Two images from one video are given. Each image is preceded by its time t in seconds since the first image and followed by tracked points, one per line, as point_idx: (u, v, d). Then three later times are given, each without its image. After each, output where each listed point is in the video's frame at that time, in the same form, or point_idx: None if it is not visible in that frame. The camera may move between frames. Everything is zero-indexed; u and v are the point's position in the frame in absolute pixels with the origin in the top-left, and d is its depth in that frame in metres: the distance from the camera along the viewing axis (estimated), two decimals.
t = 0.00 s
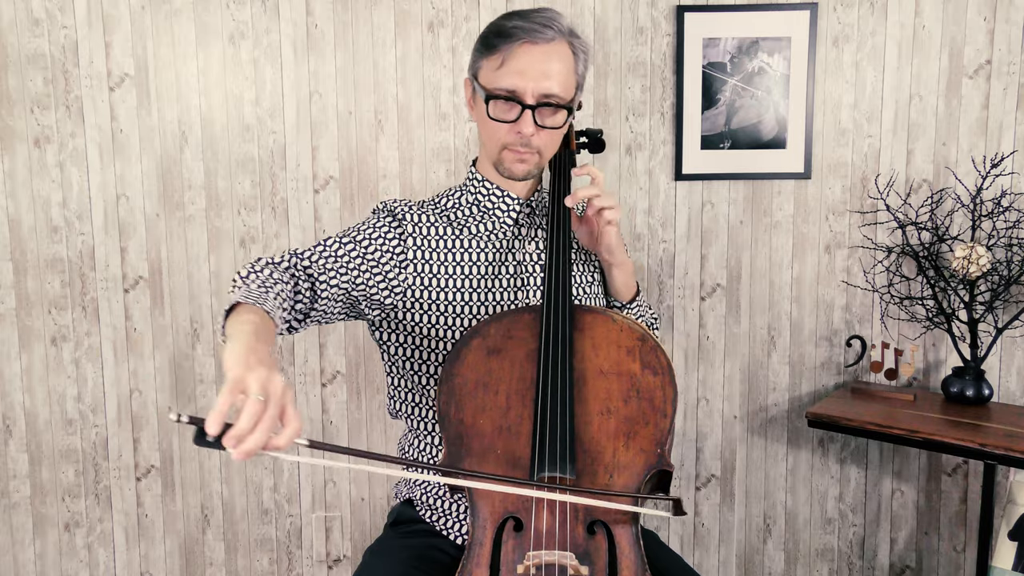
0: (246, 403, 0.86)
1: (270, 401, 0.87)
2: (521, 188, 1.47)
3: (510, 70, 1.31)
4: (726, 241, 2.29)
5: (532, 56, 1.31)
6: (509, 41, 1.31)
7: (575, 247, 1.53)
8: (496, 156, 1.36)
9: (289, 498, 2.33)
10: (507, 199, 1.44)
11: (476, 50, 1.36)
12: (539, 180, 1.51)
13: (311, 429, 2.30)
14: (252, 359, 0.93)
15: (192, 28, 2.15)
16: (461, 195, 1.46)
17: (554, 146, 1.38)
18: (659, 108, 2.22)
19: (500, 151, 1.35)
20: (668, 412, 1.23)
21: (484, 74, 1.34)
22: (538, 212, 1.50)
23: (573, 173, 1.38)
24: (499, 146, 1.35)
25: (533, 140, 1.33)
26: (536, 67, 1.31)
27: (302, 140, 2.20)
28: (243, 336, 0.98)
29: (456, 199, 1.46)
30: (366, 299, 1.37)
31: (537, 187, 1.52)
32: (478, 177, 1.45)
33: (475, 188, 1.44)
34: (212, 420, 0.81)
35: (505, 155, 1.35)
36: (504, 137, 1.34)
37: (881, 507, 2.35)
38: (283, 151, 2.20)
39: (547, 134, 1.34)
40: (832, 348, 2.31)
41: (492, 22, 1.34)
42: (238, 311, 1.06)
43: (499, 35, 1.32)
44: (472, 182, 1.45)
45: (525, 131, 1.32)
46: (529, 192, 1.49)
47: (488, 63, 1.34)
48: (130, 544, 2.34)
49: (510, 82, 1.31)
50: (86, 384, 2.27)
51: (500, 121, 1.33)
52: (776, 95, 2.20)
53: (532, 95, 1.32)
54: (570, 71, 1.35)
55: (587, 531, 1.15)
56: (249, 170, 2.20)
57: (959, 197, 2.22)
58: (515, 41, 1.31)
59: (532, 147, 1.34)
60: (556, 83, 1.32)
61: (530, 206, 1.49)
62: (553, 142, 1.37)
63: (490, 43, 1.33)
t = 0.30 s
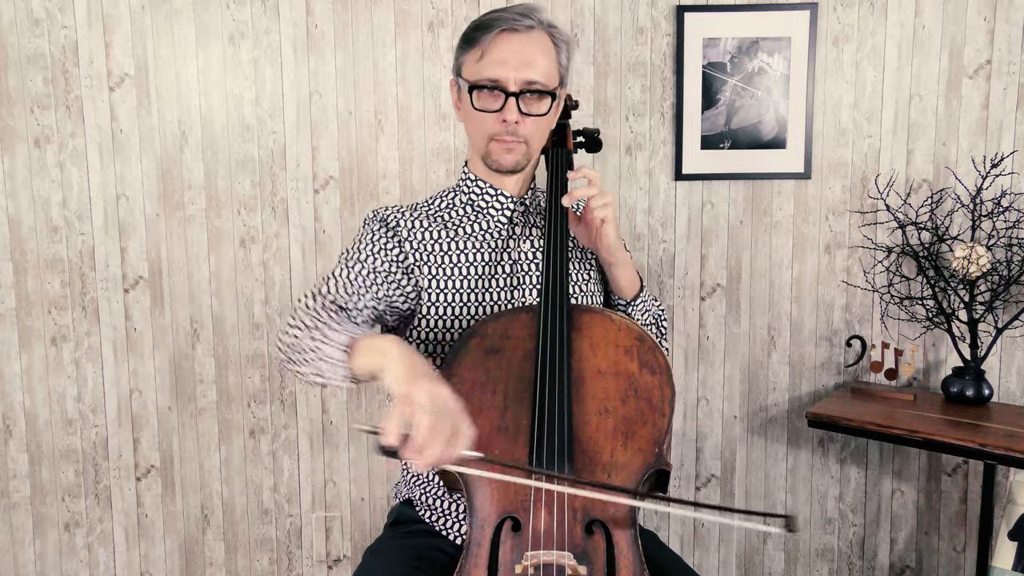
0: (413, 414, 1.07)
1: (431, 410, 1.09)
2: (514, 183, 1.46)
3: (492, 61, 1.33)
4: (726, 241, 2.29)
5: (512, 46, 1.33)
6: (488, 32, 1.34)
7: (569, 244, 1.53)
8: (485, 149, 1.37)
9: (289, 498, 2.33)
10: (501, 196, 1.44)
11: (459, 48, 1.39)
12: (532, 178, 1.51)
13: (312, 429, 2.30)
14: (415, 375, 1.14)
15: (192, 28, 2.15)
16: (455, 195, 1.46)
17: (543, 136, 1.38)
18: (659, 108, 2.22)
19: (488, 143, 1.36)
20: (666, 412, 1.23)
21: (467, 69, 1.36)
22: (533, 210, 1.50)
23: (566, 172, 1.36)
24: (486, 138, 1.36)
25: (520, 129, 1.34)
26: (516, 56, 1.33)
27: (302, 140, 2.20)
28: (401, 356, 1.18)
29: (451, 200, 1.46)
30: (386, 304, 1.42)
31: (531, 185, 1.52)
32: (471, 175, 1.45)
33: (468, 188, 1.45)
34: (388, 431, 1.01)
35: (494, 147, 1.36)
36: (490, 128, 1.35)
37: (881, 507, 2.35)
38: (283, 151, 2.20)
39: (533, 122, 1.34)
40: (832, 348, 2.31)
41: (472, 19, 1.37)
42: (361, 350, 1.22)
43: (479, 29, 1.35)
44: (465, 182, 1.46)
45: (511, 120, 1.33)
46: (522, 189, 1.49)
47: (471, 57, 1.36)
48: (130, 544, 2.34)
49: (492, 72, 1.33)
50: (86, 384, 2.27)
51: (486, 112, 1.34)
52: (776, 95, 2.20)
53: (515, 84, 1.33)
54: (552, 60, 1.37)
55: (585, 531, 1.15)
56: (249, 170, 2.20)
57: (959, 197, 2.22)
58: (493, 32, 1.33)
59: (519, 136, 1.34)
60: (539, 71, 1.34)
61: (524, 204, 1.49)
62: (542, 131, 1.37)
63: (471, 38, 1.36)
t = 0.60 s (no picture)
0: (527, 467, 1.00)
1: (546, 460, 1.01)
2: (515, 185, 1.47)
3: (499, 66, 1.32)
4: (726, 241, 2.29)
5: (520, 51, 1.32)
6: (496, 37, 1.32)
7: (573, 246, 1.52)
8: (489, 154, 1.37)
9: (289, 498, 2.33)
10: (502, 198, 1.45)
11: (465, 49, 1.37)
12: (533, 178, 1.52)
13: (312, 429, 2.30)
14: (519, 417, 1.05)
15: (192, 28, 2.15)
16: (456, 195, 1.46)
17: (546, 142, 1.39)
18: (659, 108, 2.22)
19: (492, 148, 1.36)
20: (667, 411, 1.23)
21: (473, 71, 1.35)
22: (535, 211, 1.51)
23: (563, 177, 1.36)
24: (491, 143, 1.36)
25: (525, 136, 1.34)
26: (524, 62, 1.32)
27: (302, 140, 2.20)
28: (498, 390, 1.08)
29: (451, 200, 1.46)
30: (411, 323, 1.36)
31: (532, 186, 1.53)
32: (473, 176, 1.46)
33: (470, 189, 1.45)
34: (503, 485, 1.00)
35: (498, 152, 1.36)
36: (495, 134, 1.35)
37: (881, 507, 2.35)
38: (283, 151, 2.20)
39: (538, 129, 1.35)
40: (832, 348, 2.31)
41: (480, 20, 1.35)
42: (449, 395, 1.13)
43: (486, 32, 1.33)
44: (466, 182, 1.46)
45: (516, 127, 1.33)
46: (523, 190, 1.50)
47: (477, 60, 1.34)
48: (130, 544, 2.34)
49: (498, 78, 1.32)
50: (86, 384, 2.27)
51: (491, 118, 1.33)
52: (776, 95, 2.20)
53: (521, 91, 1.33)
54: (559, 66, 1.36)
55: (586, 531, 1.15)
56: (249, 170, 2.20)
57: (959, 197, 2.22)
58: (501, 37, 1.32)
59: (524, 143, 1.35)
60: (545, 77, 1.33)
61: (525, 205, 1.50)
62: (545, 137, 1.37)
63: (477, 40, 1.34)
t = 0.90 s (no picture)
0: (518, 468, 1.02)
1: (537, 462, 1.03)
2: (519, 186, 1.47)
3: (504, 65, 1.32)
4: (726, 242, 2.29)
5: (526, 50, 1.32)
6: (501, 36, 1.32)
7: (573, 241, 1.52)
8: (492, 153, 1.37)
9: (289, 498, 2.33)
10: (505, 199, 1.45)
11: (471, 49, 1.37)
12: (537, 180, 1.51)
13: (312, 429, 2.30)
14: (511, 419, 1.07)
15: (192, 28, 2.15)
16: (459, 196, 1.46)
17: (551, 142, 1.38)
18: (659, 108, 2.22)
19: (496, 147, 1.36)
20: (667, 411, 1.23)
21: (478, 71, 1.35)
22: (537, 212, 1.50)
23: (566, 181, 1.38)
24: (495, 142, 1.35)
25: (529, 135, 1.34)
26: (529, 62, 1.32)
27: (302, 140, 2.20)
28: (487, 390, 1.10)
29: (454, 200, 1.46)
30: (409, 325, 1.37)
31: (535, 187, 1.52)
32: (477, 177, 1.45)
33: (473, 189, 1.45)
34: (495, 486, 1.01)
35: (501, 151, 1.36)
36: (499, 133, 1.34)
37: (881, 507, 2.35)
38: (283, 151, 2.20)
39: (542, 129, 1.34)
40: (832, 348, 2.31)
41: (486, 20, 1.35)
42: (440, 394, 1.14)
43: (493, 32, 1.33)
44: (470, 182, 1.46)
45: (521, 126, 1.33)
46: (527, 191, 1.49)
47: (482, 59, 1.35)
48: (130, 544, 2.34)
49: (503, 77, 1.32)
50: (86, 384, 2.27)
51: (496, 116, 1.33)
52: (776, 95, 2.20)
53: (526, 90, 1.32)
54: (565, 67, 1.36)
55: (586, 531, 1.15)
56: (249, 170, 2.20)
57: (959, 197, 2.22)
58: (507, 36, 1.32)
59: (528, 142, 1.34)
60: (550, 77, 1.33)
61: (528, 206, 1.49)
62: (550, 137, 1.37)
63: (483, 40, 1.34)
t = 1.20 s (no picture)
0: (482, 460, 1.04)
1: (499, 454, 1.04)
2: (516, 182, 1.46)
3: (491, 56, 1.34)
4: (726, 242, 2.29)
5: (511, 40, 1.35)
6: (486, 29, 1.35)
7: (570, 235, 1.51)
8: (487, 146, 1.36)
9: (289, 498, 2.33)
10: (502, 197, 1.44)
11: (458, 48, 1.40)
12: (534, 178, 1.51)
13: (312, 429, 2.30)
14: (475, 410, 1.08)
15: (192, 28, 2.15)
16: (457, 196, 1.46)
17: (545, 131, 1.38)
18: (659, 108, 2.22)
19: (491, 139, 1.36)
20: (665, 410, 1.22)
21: (466, 67, 1.38)
22: (534, 212, 1.49)
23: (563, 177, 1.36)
24: (489, 135, 1.36)
25: (522, 123, 1.34)
26: (516, 51, 1.34)
27: (302, 140, 2.20)
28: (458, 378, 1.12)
29: (451, 201, 1.45)
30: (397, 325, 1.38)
31: (533, 187, 1.52)
32: (474, 176, 1.45)
33: (470, 189, 1.45)
34: (457, 477, 1.02)
35: (496, 143, 1.36)
36: (493, 124, 1.35)
37: (881, 507, 2.35)
38: (283, 151, 2.20)
39: (535, 116, 1.35)
40: (832, 348, 2.31)
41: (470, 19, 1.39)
42: (407, 381, 1.15)
43: (477, 27, 1.37)
44: (468, 183, 1.45)
45: (512, 113, 1.33)
46: (524, 189, 1.49)
47: (470, 55, 1.37)
48: (130, 544, 2.34)
49: (492, 67, 1.34)
50: (86, 384, 2.27)
51: (487, 107, 1.34)
52: (776, 95, 2.20)
53: (515, 78, 1.34)
54: (551, 56, 1.38)
55: (584, 531, 1.15)
56: (249, 170, 2.20)
57: (959, 197, 2.22)
58: (491, 28, 1.35)
59: (522, 130, 1.35)
60: (538, 65, 1.35)
61: (525, 205, 1.48)
62: (543, 125, 1.37)
63: (469, 37, 1.37)
